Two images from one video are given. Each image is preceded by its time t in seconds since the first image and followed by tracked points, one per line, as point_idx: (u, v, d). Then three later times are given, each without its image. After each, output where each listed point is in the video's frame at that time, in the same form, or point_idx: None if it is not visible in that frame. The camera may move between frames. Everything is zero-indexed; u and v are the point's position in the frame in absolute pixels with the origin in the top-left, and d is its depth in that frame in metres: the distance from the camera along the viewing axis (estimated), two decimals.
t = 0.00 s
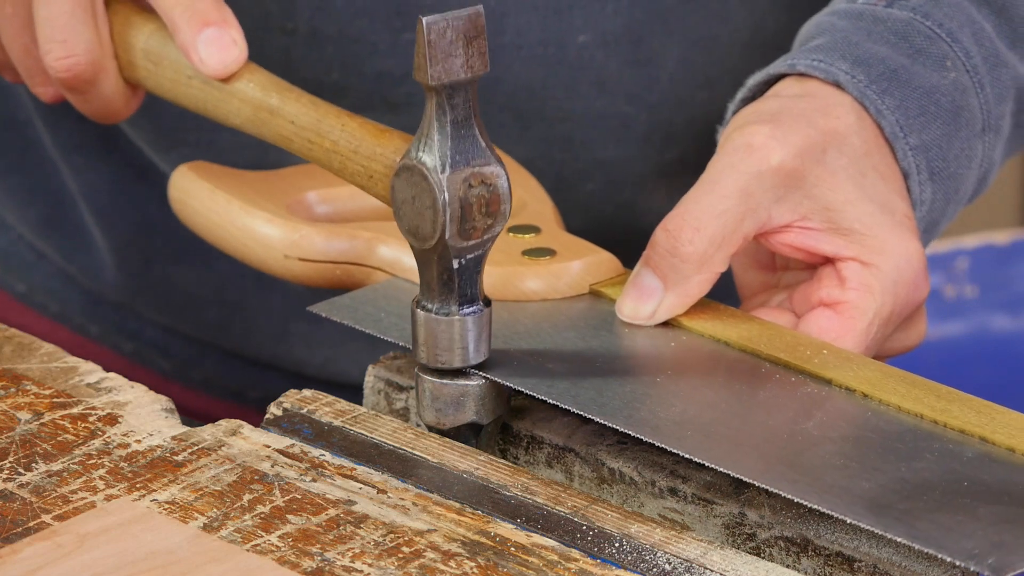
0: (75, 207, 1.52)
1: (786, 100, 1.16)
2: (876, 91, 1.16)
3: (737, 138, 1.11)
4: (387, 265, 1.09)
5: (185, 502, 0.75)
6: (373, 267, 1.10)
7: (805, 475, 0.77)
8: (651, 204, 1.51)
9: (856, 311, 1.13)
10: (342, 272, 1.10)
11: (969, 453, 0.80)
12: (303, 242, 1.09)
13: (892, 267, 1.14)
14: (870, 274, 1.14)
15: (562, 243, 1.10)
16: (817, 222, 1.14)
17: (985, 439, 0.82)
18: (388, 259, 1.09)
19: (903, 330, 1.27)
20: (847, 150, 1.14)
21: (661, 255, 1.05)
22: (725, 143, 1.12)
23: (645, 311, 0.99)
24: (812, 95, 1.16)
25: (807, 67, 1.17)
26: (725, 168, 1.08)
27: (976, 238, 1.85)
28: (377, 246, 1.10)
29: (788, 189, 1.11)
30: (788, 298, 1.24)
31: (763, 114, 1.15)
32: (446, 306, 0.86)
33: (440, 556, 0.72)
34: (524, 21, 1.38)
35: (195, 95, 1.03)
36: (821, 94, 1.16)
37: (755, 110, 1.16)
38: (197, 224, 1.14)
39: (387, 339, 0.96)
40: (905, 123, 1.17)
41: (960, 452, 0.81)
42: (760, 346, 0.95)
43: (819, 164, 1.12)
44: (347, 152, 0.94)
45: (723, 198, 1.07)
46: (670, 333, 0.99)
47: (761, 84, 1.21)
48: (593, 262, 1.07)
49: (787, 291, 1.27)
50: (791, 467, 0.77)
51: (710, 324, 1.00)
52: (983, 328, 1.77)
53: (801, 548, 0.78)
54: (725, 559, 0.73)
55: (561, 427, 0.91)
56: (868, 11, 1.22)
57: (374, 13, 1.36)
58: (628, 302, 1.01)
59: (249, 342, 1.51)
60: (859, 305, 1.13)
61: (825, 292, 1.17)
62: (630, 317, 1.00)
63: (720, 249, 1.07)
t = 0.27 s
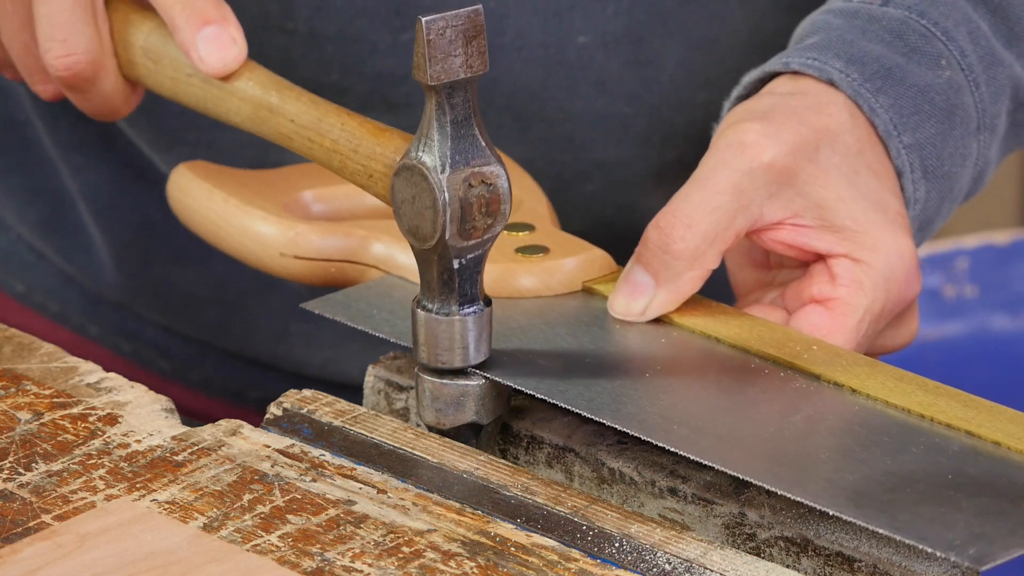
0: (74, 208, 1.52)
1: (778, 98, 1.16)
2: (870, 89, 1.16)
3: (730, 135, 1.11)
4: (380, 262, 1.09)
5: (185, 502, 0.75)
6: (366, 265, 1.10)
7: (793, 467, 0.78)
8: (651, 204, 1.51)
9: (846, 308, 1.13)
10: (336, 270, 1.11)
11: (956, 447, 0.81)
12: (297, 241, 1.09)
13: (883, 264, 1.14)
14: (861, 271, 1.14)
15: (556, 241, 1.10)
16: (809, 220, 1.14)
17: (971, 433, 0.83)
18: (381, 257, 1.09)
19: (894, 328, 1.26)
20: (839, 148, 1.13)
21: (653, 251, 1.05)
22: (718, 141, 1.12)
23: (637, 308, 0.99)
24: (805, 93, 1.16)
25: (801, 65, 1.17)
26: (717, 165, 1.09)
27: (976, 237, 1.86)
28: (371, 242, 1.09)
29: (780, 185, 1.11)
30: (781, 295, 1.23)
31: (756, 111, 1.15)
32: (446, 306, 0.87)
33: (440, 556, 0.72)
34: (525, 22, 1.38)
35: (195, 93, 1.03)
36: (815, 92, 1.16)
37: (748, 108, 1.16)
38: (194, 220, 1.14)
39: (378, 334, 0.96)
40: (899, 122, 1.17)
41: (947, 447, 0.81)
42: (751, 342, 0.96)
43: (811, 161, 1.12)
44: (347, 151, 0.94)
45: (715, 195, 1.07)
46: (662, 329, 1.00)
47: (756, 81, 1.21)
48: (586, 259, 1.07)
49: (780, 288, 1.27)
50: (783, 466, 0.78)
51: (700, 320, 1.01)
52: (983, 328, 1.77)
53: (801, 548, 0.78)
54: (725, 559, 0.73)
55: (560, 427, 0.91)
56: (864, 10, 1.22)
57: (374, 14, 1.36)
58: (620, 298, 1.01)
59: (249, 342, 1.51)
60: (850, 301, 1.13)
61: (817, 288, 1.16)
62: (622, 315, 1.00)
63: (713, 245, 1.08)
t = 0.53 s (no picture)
0: (74, 207, 1.52)
1: (768, 96, 1.16)
2: (860, 88, 1.16)
3: (716, 133, 1.11)
4: (369, 257, 1.09)
5: (185, 502, 0.75)
6: (356, 259, 1.10)
7: (774, 465, 0.78)
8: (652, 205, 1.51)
9: (832, 306, 1.13)
10: (326, 264, 1.11)
11: (936, 446, 0.82)
12: (285, 234, 1.09)
13: (870, 262, 1.13)
14: (847, 269, 1.13)
15: (544, 237, 1.10)
16: (796, 218, 1.14)
17: (953, 433, 0.83)
18: (370, 251, 1.09)
19: (880, 326, 1.26)
20: (827, 146, 1.13)
21: (639, 249, 1.06)
22: (706, 137, 1.12)
23: (623, 304, 1.00)
24: (794, 91, 1.16)
25: (791, 63, 1.17)
26: (705, 163, 1.08)
27: (976, 237, 1.86)
28: (360, 237, 1.10)
29: (767, 183, 1.11)
30: (767, 292, 1.24)
31: (745, 109, 1.15)
32: (441, 311, 0.87)
33: (440, 556, 0.72)
34: (525, 23, 1.38)
35: (192, 95, 1.03)
36: (804, 90, 1.16)
37: (737, 105, 1.16)
38: (188, 217, 1.14)
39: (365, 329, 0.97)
40: (888, 120, 1.17)
41: (928, 447, 0.81)
42: (736, 340, 0.96)
43: (799, 159, 1.12)
44: (344, 154, 0.94)
45: (702, 192, 1.07)
46: (648, 325, 1.00)
47: (746, 78, 1.21)
48: (575, 255, 1.07)
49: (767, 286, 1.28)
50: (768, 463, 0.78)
51: (686, 317, 1.01)
52: (983, 328, 1.77)
53: (801, 548, 0.78)
54: (725, 559, 0.73)
55: (560, 427, 0.91)
56: (855, 8, 1.22)
57: (374, 15, 1.36)
58: (607, 294, 1.01)
59: (248, 343, 1.51)
60: (836, 300, 1.13)
61: (802, 286, 1.16)
62: (609, 311, 1.00)
63: (699, 243, 1.08)
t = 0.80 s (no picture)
0: (74, 206, 1.52)
1: (761, 94, 1.15)
2: (854, 87, 1.15)
3: (710, 129, 1.11)
4: (364, 252, 1.10)
5: (185, 502, 0.75)
6: (350, 255, 1.11)
7: (760, 460, 0.78)
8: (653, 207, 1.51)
9: (824, 304, 1.13)
10: (321, 260, 1.11)
11: (925, 444, 0.82)
12: (283, 230, 1.09)
13: (861, 261, 1.14)
14: (839, 267, 1.14)
15: (538, 233, 1.11)
16: (789, 215, 1.14)
17: (942, 431, 0.84)
18: (366, 247, 1.10)
19: (872, 324, 1.26)
20: (819, 144, 1.13)
21: (632, 245, 1.06)
22: (698, 134, 1.12)
23: (616, 301, 1.01)
24: (788, 89, 1.15)
25: (785, 62, 1.16)
26: (697, 160, 1.08)
27: (976, 239, 1.87)
28: (353, 233, 1.10)
29: (758, 181, 1.11)
30: (760, 290, 1.23)
31: (738, 106, 1.14)
32: (446, 308, 0.86)
33: (440, 556, 0.72)
34: (528, 24, 1.38)
35: (197, 92, 1.03)
36: (797, 88, 1.15)
37: (729, 103, 1.16)
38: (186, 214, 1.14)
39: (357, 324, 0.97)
40: (882, 119, 1.16)
41: (916, 443, 0.82)
42: (727, 337, 0.97)
43: (791, 158, 1.12)
44: (350, 152, 0.94)
45: (694, 190, 1.08)
46: (640, 322, 1.01)
47: (741, 76, 1.21)
48: (568, 252, 1.09)
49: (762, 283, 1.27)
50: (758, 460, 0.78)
51: (679, 314, 1.02)
52: (983, 329, 1.77)
53: (801, 548, 0.78)
54: (725, 559, 0.73)
55: (560, 427, 0.91)
56: (850, 6, 1.22)
57: (377, 16, 1.36)
58: (601, 291, 1.02)
59: (248, 343, 1.51)
60: (827, 298, 1.13)
61: (795, 284, 1.16)
62: (601, 307, 1.02)
63: (692, 239, 1.08)
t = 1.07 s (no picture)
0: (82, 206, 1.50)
1: (753, 88, 1.16)
2: (846, 82, 1.15)
3: (699, 125, 1.11)
4: (356, 248, 1.11)
5: (185, 502, 0.75)
6: (343, 251, 1.13)
7: (742, 452, 0.79)
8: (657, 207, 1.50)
9: (812, 298, 1.13)
10: (315, 255, 1.14)
11: (907, 435, 0.83)
12: (277, 226, 1.12)
13: (851, 255, 1.13)
14: (828, 261, 1.14)
15: (531, 230, 1.13)
16: (778, 210, 1.14)
17: (925, 424, 0.84)
18: (357, 243, 1.11)
19: (863, 319, 1.25)
20: (810, 139, 1.13)
21: (621, 240, 1.07)
22: (689, 129, 1.12)
23: (605, 296, 1.02)
24: (780, 84, 1.16)
25: (777, 57, 1.16)
26: (687, 155, 1.09)
27: (976, 237, 1.95)
28: (346, 230, 1.12)
29: (748, 175, 1.12)
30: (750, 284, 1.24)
31: (729, 101, 1.14)
32: (441, 310, 0.87)
33: (440, 556, 0.72)
34: (532, 23, 1.37)
35: (195, 92, 1.03)
36: (790, 83, 1.16)
37: (721, 97, 1.16)
38: (186, 211, 1.17)
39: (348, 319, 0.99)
40: (874, 115, 1.16)
41: (898, 436, 0.83)
42: (715, 331, 0.98)
43: (781, 152, 1.12)
44: (346, 153, 0.94)
45: (684, 184, 1.08)
46: (629, 316, 1.02)
47: (734, 71, 1.21)
48: (561, 247, 1.10)
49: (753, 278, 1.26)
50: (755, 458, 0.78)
51: (668, 308, 1.03)
52: (984, 328, 1.89)
53: (801, 548, 0.78)
54: (724, 559, 0.73)
55: (560, 427, 0.91)
56: (845, 3, 1.21)
57: (380, 16, 1.36)
58: (592, 286, 1.03)
59: (253, 343, 1.50)
60: (816, 292, 1.13)
61: (784, 278, 1.16)
62: (590, 301, 1.03)
63: (682, 234, 1.08)
